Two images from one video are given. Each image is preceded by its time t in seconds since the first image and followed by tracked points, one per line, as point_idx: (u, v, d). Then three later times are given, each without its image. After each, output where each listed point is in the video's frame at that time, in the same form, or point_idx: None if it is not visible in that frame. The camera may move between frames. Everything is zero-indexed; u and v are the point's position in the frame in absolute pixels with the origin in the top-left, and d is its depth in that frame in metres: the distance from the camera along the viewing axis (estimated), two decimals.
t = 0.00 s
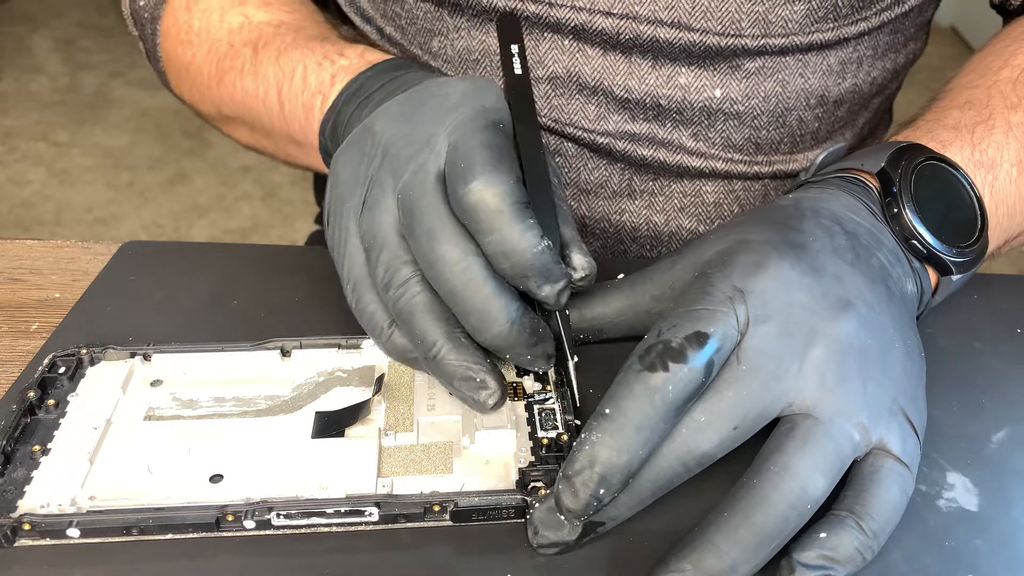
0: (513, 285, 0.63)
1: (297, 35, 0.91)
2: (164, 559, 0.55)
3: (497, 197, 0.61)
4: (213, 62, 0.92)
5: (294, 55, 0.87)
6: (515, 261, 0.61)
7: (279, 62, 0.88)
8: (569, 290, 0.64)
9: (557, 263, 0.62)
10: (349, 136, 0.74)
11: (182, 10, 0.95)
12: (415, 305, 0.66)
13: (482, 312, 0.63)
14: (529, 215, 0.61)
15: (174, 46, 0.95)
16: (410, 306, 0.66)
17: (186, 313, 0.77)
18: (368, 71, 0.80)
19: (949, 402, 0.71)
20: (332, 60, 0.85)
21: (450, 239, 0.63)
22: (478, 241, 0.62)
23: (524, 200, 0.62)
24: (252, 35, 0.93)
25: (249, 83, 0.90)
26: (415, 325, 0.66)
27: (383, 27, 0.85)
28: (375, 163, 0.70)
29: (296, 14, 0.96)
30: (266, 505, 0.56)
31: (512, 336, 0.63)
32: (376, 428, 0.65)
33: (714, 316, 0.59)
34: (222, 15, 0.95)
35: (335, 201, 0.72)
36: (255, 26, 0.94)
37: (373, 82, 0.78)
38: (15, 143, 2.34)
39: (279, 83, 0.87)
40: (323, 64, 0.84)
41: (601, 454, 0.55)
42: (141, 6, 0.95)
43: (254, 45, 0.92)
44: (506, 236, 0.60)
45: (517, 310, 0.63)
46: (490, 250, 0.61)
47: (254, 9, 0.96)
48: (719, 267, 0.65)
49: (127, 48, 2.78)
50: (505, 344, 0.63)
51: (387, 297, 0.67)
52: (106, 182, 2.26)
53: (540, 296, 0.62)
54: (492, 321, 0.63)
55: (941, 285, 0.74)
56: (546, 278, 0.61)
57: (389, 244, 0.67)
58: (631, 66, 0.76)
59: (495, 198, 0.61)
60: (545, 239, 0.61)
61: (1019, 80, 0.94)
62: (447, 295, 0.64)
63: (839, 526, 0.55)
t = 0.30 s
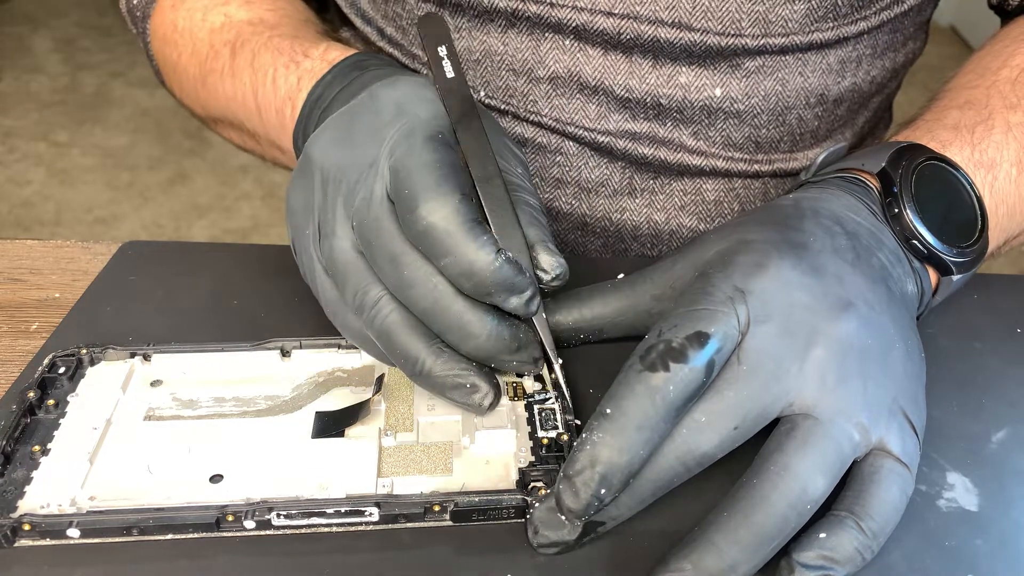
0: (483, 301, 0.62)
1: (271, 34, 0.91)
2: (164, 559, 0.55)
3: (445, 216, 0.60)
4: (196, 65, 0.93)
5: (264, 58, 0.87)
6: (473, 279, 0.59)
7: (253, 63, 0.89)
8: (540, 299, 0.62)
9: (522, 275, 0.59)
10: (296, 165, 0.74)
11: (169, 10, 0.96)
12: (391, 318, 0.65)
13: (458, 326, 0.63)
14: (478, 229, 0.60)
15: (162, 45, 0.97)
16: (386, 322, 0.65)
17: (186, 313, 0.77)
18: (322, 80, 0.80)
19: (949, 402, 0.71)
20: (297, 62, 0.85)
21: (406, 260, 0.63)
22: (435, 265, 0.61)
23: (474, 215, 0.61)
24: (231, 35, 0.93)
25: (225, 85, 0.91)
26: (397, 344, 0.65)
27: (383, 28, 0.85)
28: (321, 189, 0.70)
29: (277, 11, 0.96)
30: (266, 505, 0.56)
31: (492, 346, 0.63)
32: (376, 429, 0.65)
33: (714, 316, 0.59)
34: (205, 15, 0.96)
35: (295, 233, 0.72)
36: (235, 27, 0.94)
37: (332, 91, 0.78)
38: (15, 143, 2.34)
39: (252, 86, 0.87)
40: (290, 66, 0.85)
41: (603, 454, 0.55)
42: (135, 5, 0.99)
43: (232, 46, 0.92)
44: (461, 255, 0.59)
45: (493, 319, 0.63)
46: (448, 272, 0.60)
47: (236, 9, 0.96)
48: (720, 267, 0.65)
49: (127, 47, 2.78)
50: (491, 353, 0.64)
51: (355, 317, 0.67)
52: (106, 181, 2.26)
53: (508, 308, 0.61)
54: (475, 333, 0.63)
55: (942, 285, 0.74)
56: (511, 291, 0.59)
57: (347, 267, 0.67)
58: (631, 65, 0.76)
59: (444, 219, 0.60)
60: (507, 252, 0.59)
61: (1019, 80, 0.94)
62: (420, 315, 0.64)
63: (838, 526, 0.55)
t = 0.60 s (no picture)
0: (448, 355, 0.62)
1: (183, 20, 0.91)
2: (163, 550, 0.54)
3: (388, 285, 0.58)
4: (114, 57, 0.93)
5: (172, 45, 0.87)
6: (433, 334, 0.59)
7: (161, 49, 0.89)
8: (507, 341, 0.64)
9: (485, 324, 0.61)
10: (205, 214, 0.68)
11: None
12: (342, 372, 0.63)
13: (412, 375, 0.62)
14: (430, 287, 0.59)
15: (83, 33, 0.97)
16: (338, 375, 0.63)
17: (189, 316, 0.77)
18: (215, 71, 0.78)
19: (949, 402, 0.71)
20: (198, 48, 0.85)
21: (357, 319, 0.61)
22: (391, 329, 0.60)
23: (421, 274, 0.59)
24: (146, 23, 0.94)
25: (136, 72, 0.91)
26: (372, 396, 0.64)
27: (375, 30, 0.84)
28: (243, 246, 0.65)
29: None
30: (268, 493, 0.56)
31: (462, 390, 0.64)
32: (378, 421, 0.65)
33: (718, 293, 0.60)
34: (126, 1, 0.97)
35: (221, 289, 0.68)
36: (151, 14, 0.95)
37: (247, 95, 0.73)
38: (15, 143, 2.34)
39: (160, 74, 0.87)
40: (193, 52, 0.85)
41: (601, 421, 0.56)
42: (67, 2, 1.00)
43: (145, 35, 0.92)
44: (420, 318, 0.59)
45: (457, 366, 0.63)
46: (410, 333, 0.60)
47: None
48: (726, 249, 0.66)
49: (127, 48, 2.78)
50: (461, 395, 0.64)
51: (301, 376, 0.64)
52: (106, 182, 2.26)
53: (475, 357, 0.62)
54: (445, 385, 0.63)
55: (941, 283, 0.74)
56: (477, 343, 0.61)
57: (290, 328, 0.64)
58: (632, 68, 0.76)
59: (394, 283, 0.58)
60: (462, 305, 0.60)
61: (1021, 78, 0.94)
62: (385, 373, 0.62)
63: (821, 513, 0.55)
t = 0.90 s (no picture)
0: (468, 360, 0.61)
1: (182, 31, 0.90)
2: (170, 567, 0.55)
3: (417, 286, 0.55)
4: (109, 62, 0.93)
5: (171, 58, 0.86)
6: (461, 337, 0.57)
7: (160, 63, 0.88)
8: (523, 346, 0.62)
9: (507, 330, 0.59)
10: (223, 220, 0.65)
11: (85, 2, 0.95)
12: (359, 386, 0.61)
13: (437, 383, 0.60)
14: (457, 289, 0.57)
15: (77, 40, 0.96)
16: (358, 389, 0.61)
17: (186, 314, 0.77)
18: (220, 81, 0.77)
19: (949, 402, 0.71)
20: (198, 62, 0.84)
21: (380, 324, 0.59)
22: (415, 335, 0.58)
23: (450, 275, 0.57)
24: (143, 32, 0.93)
25: (133, 85, 0.90)
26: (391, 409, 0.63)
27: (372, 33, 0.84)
28: (262, 253, 0.62)
29: (198, 10, 0.95)
30: (275, 510, 0.57)
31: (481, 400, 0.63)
32: (381, 432, 0.65)
33: (718, 306, 0.60)
34: (121, 8, 0.96)
35: (235, 301, 0.65)
36: (149, 23, 0.94)
37: (256, 111, 0.71)
38: (15, 143, 2.33)
39: (159, 89, 0.86)
40: (193, 66, 0.84)
41: (604, 438, 0.56)
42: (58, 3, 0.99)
43: (143, 44, 0.91)
44: (446, 320, 0.56)
45: (475, 375, 0.62)
46: (433, 341, 0.58)
47: (155, 5, 0.96)
48: (726, 257, 0.66)
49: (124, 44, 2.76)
50: (481, 405, 0.63)
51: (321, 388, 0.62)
52: (106, 182, 2.26)
53: (495, 363, 0.61)
54: (461, 395, 0.62)
55: (942, 284, 0.74)
56: (497, 347, 0.59)
57: (310, 339, 0.61)
58: (630, 69, 0.75)
59: (421, 286, 0.55)
60: (489, 310, 0.58)
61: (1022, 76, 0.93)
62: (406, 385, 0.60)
63: (822, 515, 0.56)
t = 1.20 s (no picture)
0: (469, 352, 0.60)
1: (189, 35, 0.90)
2: (170, 567, 0.55)
3: (421, 274, 0.55)
4: (117, 65, 0.93)
5: (179, 62, 0.86)
6: (465, 325, 0.57)
7: (168, 66, 0.88)
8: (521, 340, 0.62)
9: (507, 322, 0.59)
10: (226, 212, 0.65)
11: (94, 6, 0.96)
12: (361, 379, 0.61)
13: (440, 376, 0.60)
14: (462, 277, 0.57)
15: (85, 43, 0.96)
16: (361, 382, 0.61)
17: (186, 313, 0.77)
18: (226, 85, 0.77)
19: (949, 402, 0.71)
20: (206, 65, 0.84)
21: (384, 315, 0.59)
22: (418, 324, 0.58)
23: (454, 263, 0.57)
24: (152, 36, 0.93)
25: (141, 89, 0.90)
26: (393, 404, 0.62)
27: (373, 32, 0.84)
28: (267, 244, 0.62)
29: (205, 13, 0.95)
30: (275, 511, 0.57)
31: (483, 395, 0.62)
32: (381, 433, 0.65)
33: (720, 309, 0.60)
34: (129, 12, 0.96)
35: (239, 294, 0.64)
36: (157, 27, 0.94)
37: (261, 113, 0.71)
38: (15, 143, 2.33)
39: (166, 92, 0.86)
40: (200, 69, 0.84)
41: (605, 443, 0.55)
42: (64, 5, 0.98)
43: (151, 48, 0.92)
44: (451, 307, 0.56)
45: (478, 370, 0.61)
46: (436, 330, 0.57)
47: (164, 8, 0.96)
48: (727, 258, 0.66)
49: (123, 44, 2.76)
50: (483, 401, 0.63)
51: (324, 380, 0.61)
52: (106, 181, 2.26)
53: (495, 355, 0.61)
54: (461, 389, 0.61)
55: (942, 284, 0.75)
56: (501, 338, 0.59)
57: (313, 331, 0.61)
58: (629, 68, 0.75)
59: (425, 273, 0.55)
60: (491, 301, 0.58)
61: (1020, 76, 0.93)
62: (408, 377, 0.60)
63: (823, 516, 0.56)
